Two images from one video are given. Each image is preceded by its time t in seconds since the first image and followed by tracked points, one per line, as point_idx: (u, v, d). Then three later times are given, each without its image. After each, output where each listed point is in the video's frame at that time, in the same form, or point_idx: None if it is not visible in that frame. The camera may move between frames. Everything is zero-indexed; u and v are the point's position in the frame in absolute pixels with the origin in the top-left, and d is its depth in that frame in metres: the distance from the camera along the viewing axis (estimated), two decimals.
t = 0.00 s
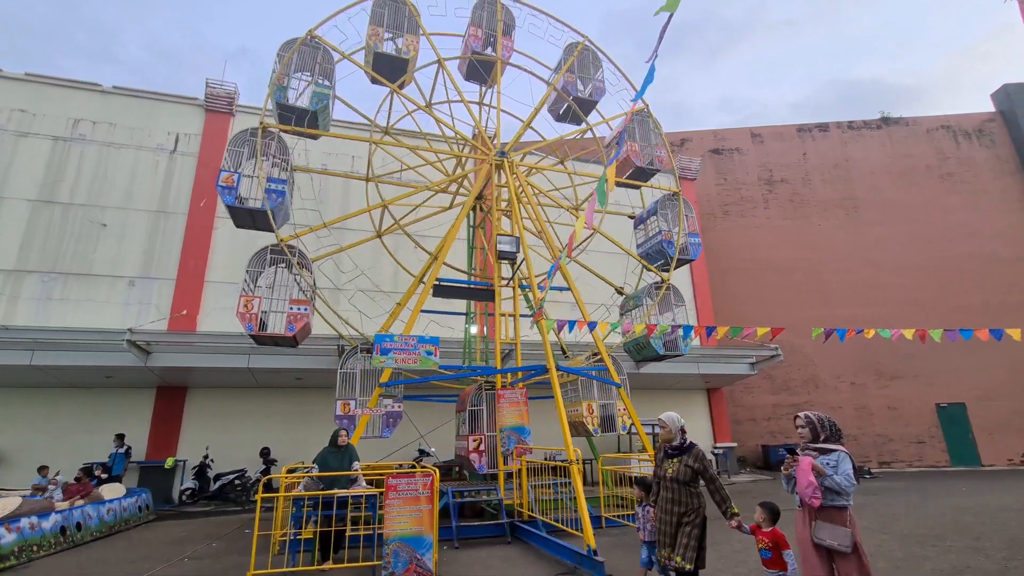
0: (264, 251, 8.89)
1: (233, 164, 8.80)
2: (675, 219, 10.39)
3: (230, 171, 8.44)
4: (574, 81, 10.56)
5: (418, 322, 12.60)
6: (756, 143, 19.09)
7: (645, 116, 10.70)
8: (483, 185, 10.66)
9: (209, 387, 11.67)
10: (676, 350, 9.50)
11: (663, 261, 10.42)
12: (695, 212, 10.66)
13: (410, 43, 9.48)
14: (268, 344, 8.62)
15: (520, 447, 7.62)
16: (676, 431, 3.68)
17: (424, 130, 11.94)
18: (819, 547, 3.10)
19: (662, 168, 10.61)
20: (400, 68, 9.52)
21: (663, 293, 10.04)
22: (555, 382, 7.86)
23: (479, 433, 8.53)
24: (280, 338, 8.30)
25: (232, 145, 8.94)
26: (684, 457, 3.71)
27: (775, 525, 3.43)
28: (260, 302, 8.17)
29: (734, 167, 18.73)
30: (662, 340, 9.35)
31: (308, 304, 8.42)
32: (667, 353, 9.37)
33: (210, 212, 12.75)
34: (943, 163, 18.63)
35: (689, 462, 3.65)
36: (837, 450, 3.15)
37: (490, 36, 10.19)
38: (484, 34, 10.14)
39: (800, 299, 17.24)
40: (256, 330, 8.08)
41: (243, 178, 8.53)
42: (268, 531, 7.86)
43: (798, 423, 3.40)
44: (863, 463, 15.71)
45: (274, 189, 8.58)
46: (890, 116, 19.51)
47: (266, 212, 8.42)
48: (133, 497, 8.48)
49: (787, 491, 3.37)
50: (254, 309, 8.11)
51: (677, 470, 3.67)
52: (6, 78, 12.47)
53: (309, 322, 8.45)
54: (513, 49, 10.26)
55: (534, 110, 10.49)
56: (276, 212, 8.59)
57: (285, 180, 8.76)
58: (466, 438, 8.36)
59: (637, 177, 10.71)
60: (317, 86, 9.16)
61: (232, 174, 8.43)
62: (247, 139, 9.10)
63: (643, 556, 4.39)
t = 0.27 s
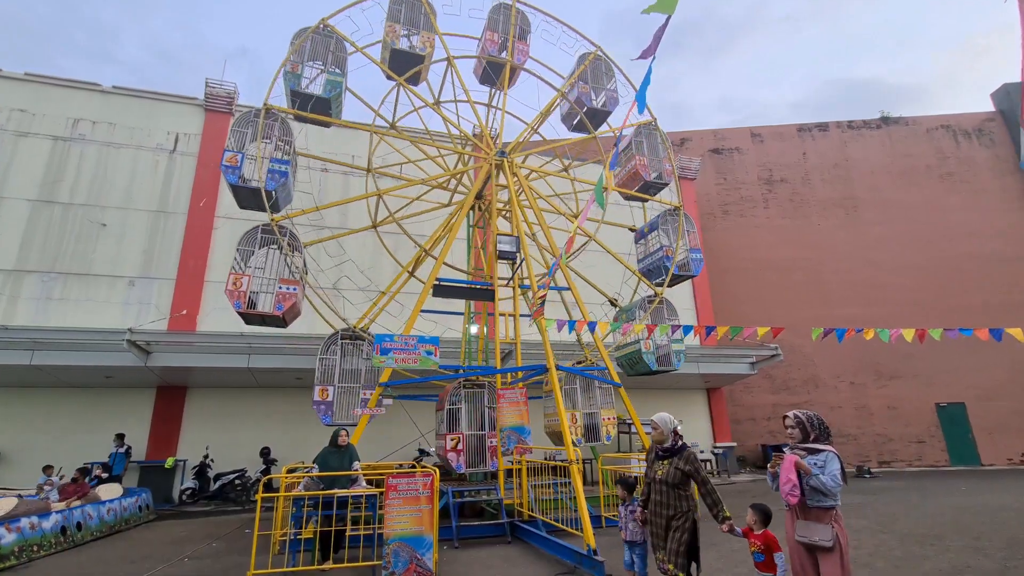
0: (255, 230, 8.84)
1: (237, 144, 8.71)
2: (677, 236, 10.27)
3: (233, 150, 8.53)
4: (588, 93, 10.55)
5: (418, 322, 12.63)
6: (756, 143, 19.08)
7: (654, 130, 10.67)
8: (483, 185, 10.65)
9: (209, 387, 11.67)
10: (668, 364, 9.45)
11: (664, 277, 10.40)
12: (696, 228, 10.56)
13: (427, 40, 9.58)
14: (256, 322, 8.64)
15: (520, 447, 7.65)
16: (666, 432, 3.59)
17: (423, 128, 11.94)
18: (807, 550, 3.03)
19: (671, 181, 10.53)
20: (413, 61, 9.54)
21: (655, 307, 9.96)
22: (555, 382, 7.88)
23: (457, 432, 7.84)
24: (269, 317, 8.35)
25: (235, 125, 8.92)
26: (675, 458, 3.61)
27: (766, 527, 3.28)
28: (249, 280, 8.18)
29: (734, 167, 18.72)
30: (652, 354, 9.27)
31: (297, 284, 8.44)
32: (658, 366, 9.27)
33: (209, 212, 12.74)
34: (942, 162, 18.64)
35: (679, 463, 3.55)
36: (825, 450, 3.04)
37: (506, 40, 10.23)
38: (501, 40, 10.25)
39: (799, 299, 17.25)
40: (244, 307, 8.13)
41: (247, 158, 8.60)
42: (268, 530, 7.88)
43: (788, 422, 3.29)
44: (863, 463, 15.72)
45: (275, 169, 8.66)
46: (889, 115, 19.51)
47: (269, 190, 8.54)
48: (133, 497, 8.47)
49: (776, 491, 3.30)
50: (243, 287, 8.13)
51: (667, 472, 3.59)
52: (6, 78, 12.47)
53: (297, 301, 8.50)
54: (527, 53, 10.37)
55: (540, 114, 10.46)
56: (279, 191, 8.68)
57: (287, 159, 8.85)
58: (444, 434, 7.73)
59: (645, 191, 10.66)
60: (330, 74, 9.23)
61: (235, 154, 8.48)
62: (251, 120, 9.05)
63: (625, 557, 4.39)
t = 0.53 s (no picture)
0: (247, 211, 8.72)
1: (243, 127, 8.72)
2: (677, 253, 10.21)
3: (240, 132, 8.58)
4: (602, 105, 10.60)
5: (419, 323, 12.65)
6: (755, 142, 19.09)
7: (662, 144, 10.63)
8: (483, 185, 10.66)
9: (209, 388, 11.67)
10: (661, 379, 9.43)
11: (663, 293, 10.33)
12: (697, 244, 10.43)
13: (444, 39, 9.73)
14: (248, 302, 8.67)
15: (521, 447, 7.64)
16: (658, 431, 3.40)
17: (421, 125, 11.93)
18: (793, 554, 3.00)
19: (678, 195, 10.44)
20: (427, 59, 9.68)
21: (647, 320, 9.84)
22: (555, 382, 7.87)
23: (435, 428, 7.96)
24: (259, 296, 8.37)
25: (241, 108, 8.93)
26: (667, 457, 3.43)
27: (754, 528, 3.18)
28: (241, 260, 8.21)
29: (734, 167, 18.73)
30: (644, 371, 9.19)
31: (289, 264, 8.42)
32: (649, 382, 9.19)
33: (209, 213, 12.74)
34: (942, 162, 18.65)
35: (671, 463, 3.37)
36: (816, 453, 2.99)
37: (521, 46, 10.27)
38: (516, 47, 10.29)
39: (799, 299, 17.26)
40: (234, 286, 8.15)
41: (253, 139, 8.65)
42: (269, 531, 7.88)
43: (779, 423, 3.23)
44: (863, 462, 15.72)
45: (281, 152, 8.74)
46: (889, 115, 19.52)
47: (275, 172, 8.62)
48: (133, 498, 8.47)
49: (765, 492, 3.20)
50: (234, 266, 8.15)
51: (659, 472, 3.40)
52: (5, 80, 12.47)
53: (288, 281, 8.49)
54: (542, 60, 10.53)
55: (546, 119, 10.41)
56: (284, 174, 8.75)
57: (293, 142, 8.91)
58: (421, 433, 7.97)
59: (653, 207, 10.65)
60: (345, 65, 9.30)
61: (240, 136, 8.53)
62: (256, 103, 9.10)
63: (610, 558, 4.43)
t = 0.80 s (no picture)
0: (243, 194, 8.91)
1: (250, 114, 8.83)
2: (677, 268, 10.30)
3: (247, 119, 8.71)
4: (612, 117, 10.61)
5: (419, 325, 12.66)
6: (754, 142, 19.09)
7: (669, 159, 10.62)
8: (482, 186, 10.67)
9: (209, 392, 11.68)
10: (651, 394, 9.52)
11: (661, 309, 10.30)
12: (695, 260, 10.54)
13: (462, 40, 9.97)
14: (244, 285, 8.71)
15: (522, 448, 7.64)
16: (652, 431, 3.41)
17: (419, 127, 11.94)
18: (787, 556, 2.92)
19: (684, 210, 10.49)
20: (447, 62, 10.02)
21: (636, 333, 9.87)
22: (555, 382, 7.88)
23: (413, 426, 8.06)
24: (254, 278, 8.39)
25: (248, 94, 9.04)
26: (660, 458, 3.43)
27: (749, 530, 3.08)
28: (236, 242, 8.23)
29: (732, 166, 18.73)
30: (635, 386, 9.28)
31: (283, 245, 8.50)
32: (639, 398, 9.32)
33: (208, 217, 12.75)
34: (940, 159, 18.65)
35: (665, 464, 3.36)
36: (809, 452, 2.96)
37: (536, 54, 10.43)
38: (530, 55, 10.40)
39: (799, 297, 17.26)
40: (229, 266, 8.17)
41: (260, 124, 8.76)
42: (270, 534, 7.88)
43: (771, 423, 3.19)
44: (865, 460, 15.72)
45: (288, 137, 8.88)
46: (887, 113, 19.53)
47: (283, 157, 8.79)
48: (135, 503, 8.46)
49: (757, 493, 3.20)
50: (229, 248, 8.18)
51: (652, 472, 3.39)
52: (4, 85, 12.47)
53: (282, 263, 8.55)
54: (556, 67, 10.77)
55: (549, 124, 10.81)
56: (290, 159, 8.92)
57: (299, 126, 9.06)
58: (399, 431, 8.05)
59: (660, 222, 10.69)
60: (361, 60, 9.40)
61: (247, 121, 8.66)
62: (262, 89, 9.17)
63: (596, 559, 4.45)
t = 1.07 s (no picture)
0: (241, 175, 8.90)
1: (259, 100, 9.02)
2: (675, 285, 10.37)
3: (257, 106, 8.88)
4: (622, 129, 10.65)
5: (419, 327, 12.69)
6: (753, 141, 19.09)
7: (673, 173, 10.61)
8: (481, 188, 10.70)
9: (210, 395, 11.68)
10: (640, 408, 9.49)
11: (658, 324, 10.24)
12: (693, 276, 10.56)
13: (478, 42, 10.13)
14: (242, 267, 8.77)
15: (523, 449, 7.64)
16: (640, 433, 3.37)
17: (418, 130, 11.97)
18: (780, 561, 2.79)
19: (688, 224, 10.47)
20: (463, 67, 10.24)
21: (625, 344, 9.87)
22: (557, 383, 7.86)
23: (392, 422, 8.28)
24: (253, 258, 8.45)
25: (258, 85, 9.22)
26: (650, 461, 3.36)
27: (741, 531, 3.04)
28: (235, 223, 8.29)
29: (732, 166, 18.73)
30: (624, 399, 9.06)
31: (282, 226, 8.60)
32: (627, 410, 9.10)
33: (209, 220, 12.77)
34: (940, 157, 18.64)
35: (655, 466, 3.30)
36: (800, 451, 2.84)
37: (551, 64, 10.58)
38: (545, 64, 10.53)
39: (800, 296, 17.25)
40: (228, 246, 8.20)
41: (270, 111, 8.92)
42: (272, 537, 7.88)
43: (760, 422, 3.08)
44: (867, 459, 15.70)
45: (297, 123, 9.00)
46: (887, 112, 19.52)
47: (293, 143, 8.90)
48: (136, 506, 8.46)
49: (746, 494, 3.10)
50: (228, 229, 8.23)
51: (642, 475, 3.32)
52: (4, 89, 12.50)
53: (281, 244, 8.63)
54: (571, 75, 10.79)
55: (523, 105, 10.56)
56: (301, 146, 9.03)
57: (308, 113, 9.19)
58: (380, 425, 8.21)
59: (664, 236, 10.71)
60: (377, 54, 9.48)
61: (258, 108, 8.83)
62: (271, 76, 9.34)
63: (589, 564, 4.37)
